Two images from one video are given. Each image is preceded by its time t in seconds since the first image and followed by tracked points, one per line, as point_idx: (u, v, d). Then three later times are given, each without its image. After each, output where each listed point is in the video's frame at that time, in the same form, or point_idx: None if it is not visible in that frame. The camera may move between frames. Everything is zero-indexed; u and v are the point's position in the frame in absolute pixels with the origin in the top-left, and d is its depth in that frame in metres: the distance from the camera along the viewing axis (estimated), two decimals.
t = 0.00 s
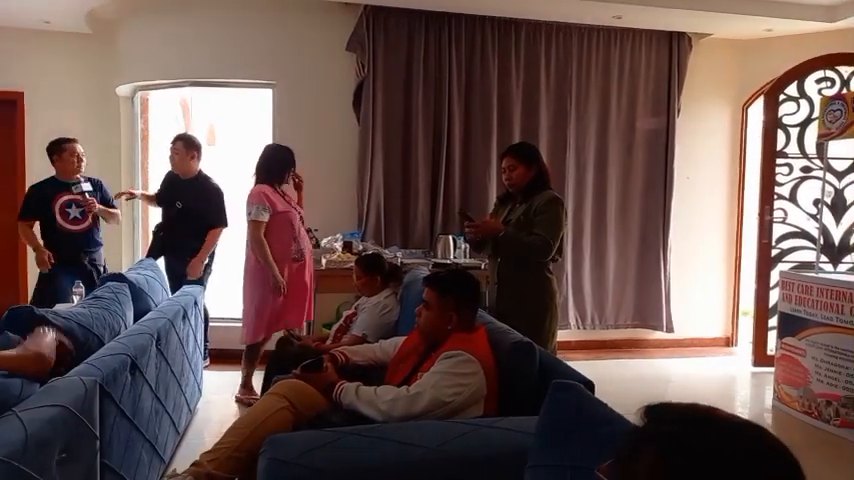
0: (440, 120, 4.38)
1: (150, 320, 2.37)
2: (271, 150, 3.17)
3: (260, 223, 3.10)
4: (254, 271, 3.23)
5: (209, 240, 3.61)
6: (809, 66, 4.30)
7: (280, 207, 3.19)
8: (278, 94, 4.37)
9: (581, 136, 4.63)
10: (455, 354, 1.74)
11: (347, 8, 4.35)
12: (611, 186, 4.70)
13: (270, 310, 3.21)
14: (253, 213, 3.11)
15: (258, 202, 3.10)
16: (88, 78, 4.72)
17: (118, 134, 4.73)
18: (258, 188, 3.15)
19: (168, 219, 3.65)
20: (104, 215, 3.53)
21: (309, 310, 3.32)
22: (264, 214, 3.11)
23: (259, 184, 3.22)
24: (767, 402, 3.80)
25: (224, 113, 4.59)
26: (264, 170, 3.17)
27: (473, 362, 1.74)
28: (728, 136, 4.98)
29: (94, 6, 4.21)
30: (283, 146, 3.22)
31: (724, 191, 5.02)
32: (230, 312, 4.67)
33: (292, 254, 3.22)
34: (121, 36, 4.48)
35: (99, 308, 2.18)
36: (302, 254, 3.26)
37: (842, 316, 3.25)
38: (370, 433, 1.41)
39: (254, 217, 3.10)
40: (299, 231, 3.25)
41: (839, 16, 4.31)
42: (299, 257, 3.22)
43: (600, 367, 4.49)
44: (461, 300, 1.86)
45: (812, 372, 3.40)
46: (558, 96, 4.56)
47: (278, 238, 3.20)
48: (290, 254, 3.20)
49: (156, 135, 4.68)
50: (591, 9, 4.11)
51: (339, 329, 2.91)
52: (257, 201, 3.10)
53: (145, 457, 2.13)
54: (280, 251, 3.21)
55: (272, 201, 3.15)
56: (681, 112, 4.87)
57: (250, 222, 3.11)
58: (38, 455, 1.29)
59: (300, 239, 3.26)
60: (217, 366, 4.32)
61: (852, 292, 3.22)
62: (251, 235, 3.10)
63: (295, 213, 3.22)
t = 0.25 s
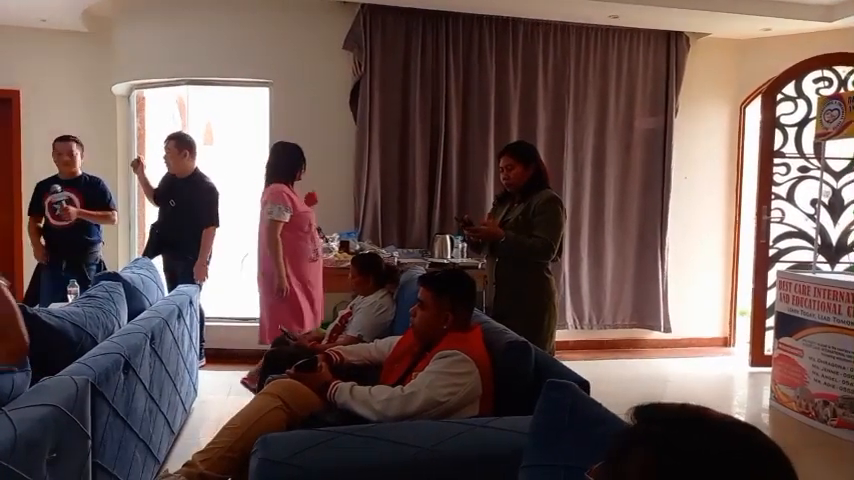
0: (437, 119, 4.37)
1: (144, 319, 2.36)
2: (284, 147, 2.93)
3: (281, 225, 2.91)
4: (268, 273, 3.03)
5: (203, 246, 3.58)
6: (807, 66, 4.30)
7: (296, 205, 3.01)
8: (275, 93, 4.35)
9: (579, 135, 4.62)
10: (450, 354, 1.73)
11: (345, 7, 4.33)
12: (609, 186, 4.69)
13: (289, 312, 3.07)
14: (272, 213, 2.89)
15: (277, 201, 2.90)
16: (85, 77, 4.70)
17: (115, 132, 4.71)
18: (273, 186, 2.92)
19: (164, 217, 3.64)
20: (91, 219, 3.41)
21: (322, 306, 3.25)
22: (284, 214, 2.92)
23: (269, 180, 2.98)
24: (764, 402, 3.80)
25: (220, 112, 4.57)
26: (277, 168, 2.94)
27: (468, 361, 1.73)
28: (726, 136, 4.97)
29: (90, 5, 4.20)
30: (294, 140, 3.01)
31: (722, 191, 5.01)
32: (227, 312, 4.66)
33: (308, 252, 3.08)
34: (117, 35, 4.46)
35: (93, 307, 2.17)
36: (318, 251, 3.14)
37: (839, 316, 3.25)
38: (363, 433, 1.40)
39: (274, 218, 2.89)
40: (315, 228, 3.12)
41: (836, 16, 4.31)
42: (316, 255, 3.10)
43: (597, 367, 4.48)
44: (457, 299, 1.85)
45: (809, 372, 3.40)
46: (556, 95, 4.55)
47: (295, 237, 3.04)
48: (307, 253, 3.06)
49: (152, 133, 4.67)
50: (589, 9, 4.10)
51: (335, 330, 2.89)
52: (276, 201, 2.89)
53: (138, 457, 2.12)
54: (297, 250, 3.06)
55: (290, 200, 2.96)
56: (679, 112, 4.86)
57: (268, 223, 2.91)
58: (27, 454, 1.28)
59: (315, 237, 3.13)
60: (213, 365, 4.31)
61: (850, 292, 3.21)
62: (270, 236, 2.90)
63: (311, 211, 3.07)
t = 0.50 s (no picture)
0: (437, 118, 4.37)
1: (144, 319, 2.36)
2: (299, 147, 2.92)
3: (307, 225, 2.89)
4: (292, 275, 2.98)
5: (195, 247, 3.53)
6: (806, 67, 4.30)
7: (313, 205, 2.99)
8: (275, 92, 4.35)
9: (578, 135, 4.62)
10: (450, 354, 1.73)
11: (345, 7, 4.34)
12: (608, 186, 4.70)
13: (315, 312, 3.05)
14: (296, 214, 2.86)
15: (300, 202, 2.87)
16: (84, 76, 4.70)
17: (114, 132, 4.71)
18: (294, 188, 2.89)
19: (163, 217, 3.64)
20: (67, 222, 3.42)
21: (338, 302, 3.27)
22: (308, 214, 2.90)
23: (285, 182, 2.94)
24: (763, 402, 3.80)
25: (219, 111, 4.58)
26: (294, 168, 2.90)
27: (468, 361, 1.73)
28: (725, 137, 4.98)
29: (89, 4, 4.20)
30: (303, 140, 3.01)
31: (721, 191, 5.02)
32: (226, 312, 4.66)
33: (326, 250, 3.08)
34: (117, 35, 4.46)
35: (93, 307, 2.16)
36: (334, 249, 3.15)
37: (838, 317, 3.26)
38: (365, 433, 1.40)
39: (300, 219, 2.87)
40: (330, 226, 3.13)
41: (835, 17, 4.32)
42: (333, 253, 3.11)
43: (596, 368, 4.49)
44: (458, 300, 1.85)
45: (808, 372, 3.40)
46: (556, 95, 4.56)
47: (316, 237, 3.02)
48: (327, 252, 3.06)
49: (152, 133, 4.67)
50: (589, 9, 4.11)
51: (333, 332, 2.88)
52: (301, 201, 2.86)
53: (139, 457, 2.12)
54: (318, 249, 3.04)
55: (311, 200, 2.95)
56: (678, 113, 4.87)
57: (293, 225, 2.87)
58: (29, 454, 1.28)
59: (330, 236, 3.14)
60: (213, 365, 4.31)
61: (848, 293, 3.22)
62: (296, 238, 2.87)
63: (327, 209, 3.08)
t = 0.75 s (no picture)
0: (437, 118, 4.37)
1: (145, 319, 2.35)
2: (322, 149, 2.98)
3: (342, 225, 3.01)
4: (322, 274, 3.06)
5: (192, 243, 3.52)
6: (807, 67, 4.30)
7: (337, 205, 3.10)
8: (275, 92, 4.35)
9: (578, 135, 4.62)
10: (453, 354, 1.73)
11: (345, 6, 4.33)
12: (608, 186, 4.70)
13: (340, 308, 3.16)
14: (332, 214, 2.96)
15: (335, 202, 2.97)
16: (83, 76, 4.69)
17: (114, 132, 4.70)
18: (326, 189, 2.98)
19: (163, 217, 3.63)
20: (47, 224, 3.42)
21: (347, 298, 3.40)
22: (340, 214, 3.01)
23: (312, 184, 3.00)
24: (764, 402, 3.80)
25: (220, 112, 4.58)
26: (318, 170, 2.97)
27: (472, 361, 1.73)
28: (726, 137, 4.98)
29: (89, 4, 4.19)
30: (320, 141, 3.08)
31: (722, 191, 5.02)
32: (226, 312, 4.66)
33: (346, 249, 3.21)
34: (116, 34, 4.45)
35: (95, 307, 2.16)
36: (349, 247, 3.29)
37: (839, 317, 3.26)
38: (370, 434, 1.40)
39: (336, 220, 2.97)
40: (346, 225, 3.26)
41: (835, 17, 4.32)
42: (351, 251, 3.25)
43: (597, 368, 4.48)
44: (461, 301, 1.85)
45: (809, 372, 3.40)
46: (556, 95, 4.56)
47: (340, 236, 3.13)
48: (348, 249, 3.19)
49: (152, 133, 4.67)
50: (589, 9, 4.10)
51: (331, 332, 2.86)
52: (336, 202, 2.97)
53: (141, 458, 2.12)
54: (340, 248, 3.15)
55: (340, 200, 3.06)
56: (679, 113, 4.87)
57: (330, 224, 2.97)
58: (33, 454, 1.27)
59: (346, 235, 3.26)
60: (213, 365, 4.30)
61: (849, 293, 3.22)
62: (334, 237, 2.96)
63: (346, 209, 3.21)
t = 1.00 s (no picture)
0: (439, 120, 4.37)
1: (149, 321, 2.35)
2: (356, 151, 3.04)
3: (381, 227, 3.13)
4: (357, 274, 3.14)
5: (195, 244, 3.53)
6: (808, 69, 4.31)
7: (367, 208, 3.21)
8: (277, 93, 4.35)
9: (579, 136, 4.62)
10: (457, 357, 1.74)
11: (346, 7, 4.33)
12: (609, 188, 4.70)
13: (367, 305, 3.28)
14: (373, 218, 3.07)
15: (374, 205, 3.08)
16: (84, 77, 4.69)
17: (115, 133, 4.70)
18: (365, 193, 3.07)
19: (163, 219, 3.63)
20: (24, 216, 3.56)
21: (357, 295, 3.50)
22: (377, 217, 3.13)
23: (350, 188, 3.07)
24: (765, 403, 3.80)
25: (220, 112, 4.57)
26: (354, 173, 3.05)
27: (475, 364, 1.73)
28: (726, 138, 4.98)
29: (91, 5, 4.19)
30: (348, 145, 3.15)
31: (722, 192, 5.02)
32: (227, 313, 4.66)
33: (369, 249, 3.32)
34: (117, 35, 4.45)
35: (99, 309, 2.16)
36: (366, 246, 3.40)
37: (841, 318, 3.26)
38: (376, 436, 1.40)
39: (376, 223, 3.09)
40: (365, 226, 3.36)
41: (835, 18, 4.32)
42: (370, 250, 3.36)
43: (598, 369, 4.49)
44: (466, 303, 1.86)
45: (810, 374, 3.41)
46: (557, 96, 4.56)
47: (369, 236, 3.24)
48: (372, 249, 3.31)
49: (153, 134, 4.66)
50: (589, 11, 4.11)
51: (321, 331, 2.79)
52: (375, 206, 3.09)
53: (145, 459, 2.12)
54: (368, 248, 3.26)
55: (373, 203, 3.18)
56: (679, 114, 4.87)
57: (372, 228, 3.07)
58: (40, 457, 1.27)
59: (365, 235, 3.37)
60: (214, 366, 4.31)
61: (850, 294, 3.22)
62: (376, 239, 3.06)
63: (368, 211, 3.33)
